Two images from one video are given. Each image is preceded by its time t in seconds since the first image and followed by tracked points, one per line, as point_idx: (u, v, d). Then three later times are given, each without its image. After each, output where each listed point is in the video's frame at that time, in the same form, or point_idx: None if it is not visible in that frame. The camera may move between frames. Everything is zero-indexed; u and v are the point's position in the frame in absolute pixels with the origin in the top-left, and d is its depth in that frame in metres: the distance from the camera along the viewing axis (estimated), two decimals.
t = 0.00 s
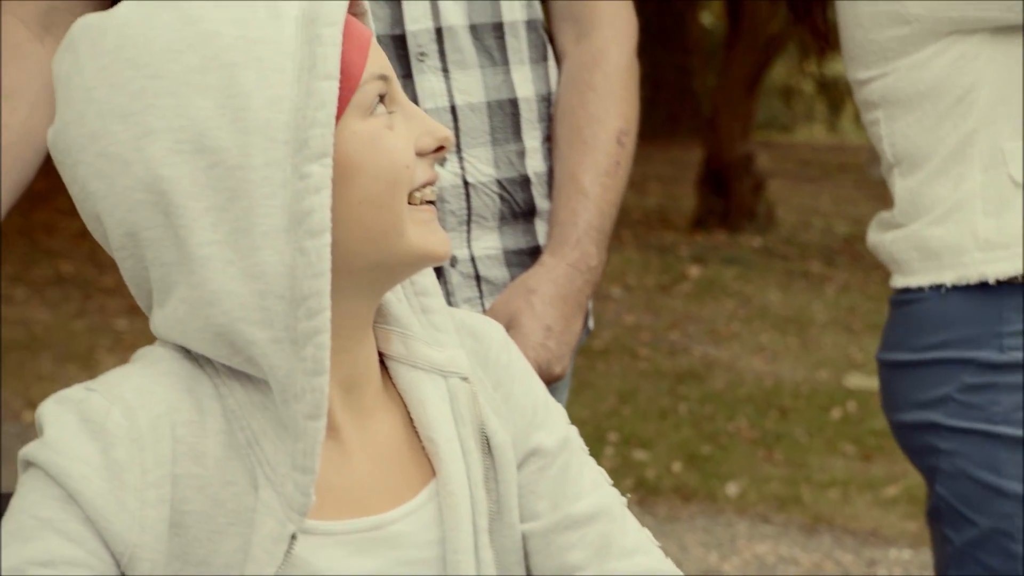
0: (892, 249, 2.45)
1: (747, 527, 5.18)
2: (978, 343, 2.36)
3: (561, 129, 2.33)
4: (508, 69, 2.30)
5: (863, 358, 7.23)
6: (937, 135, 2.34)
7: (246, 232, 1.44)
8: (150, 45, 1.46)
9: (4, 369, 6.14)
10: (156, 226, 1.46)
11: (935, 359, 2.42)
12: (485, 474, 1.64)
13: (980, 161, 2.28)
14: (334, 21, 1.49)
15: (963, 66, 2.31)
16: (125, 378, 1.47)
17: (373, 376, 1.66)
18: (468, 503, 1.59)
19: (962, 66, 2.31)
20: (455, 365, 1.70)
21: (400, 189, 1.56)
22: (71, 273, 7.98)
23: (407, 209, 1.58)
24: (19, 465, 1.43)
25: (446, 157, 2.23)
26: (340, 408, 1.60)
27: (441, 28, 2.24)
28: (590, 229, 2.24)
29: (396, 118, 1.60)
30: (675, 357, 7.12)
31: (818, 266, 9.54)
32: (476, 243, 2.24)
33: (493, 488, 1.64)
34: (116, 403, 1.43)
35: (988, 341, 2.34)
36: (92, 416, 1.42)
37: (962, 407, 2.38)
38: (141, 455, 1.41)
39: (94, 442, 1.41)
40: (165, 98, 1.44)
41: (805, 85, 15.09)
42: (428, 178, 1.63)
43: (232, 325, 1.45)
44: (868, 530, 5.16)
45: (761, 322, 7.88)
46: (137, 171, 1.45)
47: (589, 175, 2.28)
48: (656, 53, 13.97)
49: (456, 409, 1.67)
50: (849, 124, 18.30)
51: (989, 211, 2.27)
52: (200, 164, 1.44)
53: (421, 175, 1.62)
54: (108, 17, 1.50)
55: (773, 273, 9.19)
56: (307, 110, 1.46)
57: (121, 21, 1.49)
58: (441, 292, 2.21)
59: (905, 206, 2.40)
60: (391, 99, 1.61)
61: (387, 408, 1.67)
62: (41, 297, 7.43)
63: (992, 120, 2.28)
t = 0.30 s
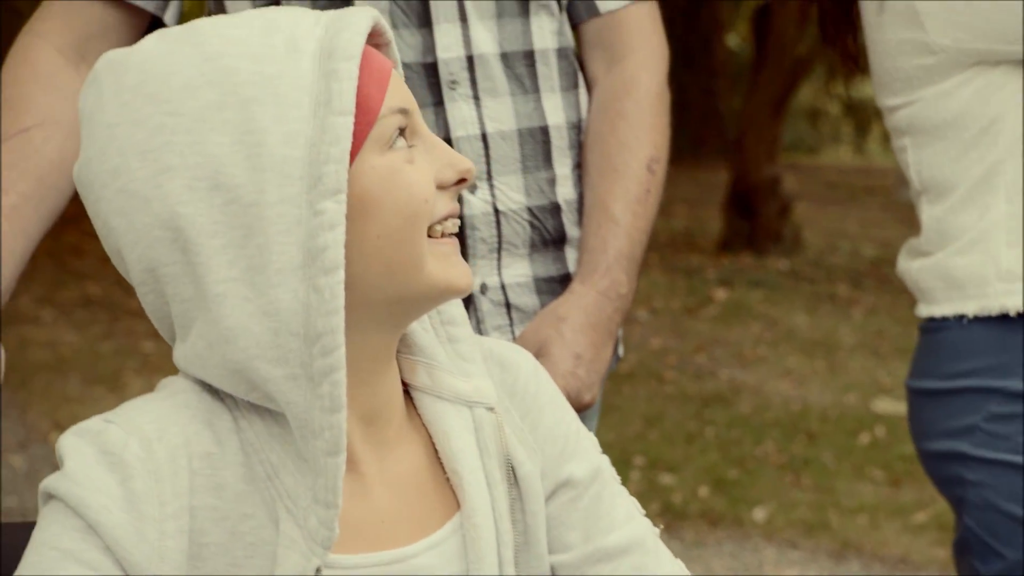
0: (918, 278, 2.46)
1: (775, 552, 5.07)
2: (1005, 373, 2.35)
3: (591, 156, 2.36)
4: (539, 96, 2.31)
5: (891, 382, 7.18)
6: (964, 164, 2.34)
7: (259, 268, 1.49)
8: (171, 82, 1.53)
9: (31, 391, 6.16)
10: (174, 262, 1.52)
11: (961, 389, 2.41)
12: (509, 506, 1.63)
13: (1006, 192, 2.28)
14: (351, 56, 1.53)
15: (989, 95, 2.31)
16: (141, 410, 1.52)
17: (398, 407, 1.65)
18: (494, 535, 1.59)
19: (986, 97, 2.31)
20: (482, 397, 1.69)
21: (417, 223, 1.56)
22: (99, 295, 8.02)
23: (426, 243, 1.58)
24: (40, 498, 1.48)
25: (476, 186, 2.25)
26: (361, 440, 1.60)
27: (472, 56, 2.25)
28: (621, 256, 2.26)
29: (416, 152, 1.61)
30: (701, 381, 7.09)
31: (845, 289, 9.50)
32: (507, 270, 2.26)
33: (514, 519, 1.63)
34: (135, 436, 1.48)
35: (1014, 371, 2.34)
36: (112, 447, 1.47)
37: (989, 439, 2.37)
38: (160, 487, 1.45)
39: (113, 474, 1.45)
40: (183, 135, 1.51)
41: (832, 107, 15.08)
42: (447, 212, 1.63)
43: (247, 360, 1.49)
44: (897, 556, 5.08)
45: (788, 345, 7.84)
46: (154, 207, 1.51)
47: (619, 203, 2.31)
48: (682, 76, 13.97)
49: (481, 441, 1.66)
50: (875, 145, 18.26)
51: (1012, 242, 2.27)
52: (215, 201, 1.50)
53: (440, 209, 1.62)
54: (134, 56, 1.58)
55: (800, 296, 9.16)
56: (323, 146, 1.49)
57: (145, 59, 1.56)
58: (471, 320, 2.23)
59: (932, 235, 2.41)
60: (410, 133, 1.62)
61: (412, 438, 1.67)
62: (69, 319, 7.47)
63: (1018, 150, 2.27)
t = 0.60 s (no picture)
0: (939, 297, 2.57)
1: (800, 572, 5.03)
2: None
3: (616, 178, 2.36)
4: (564, 117, 2.32)
5: (915, 402, 7.14)
6: (983, 188, 2.48)
7: (259, 296, 1.51)
8: (189, 109, 1.56)
9: (55, 408, 6.18)
10: (184, 286, 1.56)
11: (985, 412, 2.53)
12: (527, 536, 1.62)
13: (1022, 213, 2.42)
14: (364, 85, 1.55)
15: (1005, 119, 2.46)
16: (150, 431, 1.57)
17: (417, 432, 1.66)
18: (513, 560, 1.59)
19: (1001, 121, 2.46)
20: (506, 423, 1.68)
21: (431, 255, 1.57)
22: (122, 313, 8.05)
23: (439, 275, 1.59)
24: (52, 523, 1.54)
25: (501, 207, 2.26)
26: (376, 468, 1.62)
27: (498, 77, 2.27)
28: (645, 277, 2.26)
29: (433, 182, 1.62)
30: (724, 399, 7.07)
31: (868, 307, 9.46)
32: (531, 291, 2.28)
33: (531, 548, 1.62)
34: (144, 458, 1.53)
35: None
36: (122, 467, 1.51)
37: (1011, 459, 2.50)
38: (169, 509, 1.50)
39: (124, 494, 1.50)
40: (194, 161, 1.54)
41: (854, 124, 15.05)
42: (466, 243, 1.63)
43: (246, 386, 1.52)
44: None
45: (811, 363, 7.82)
46: (166, 232, 1.55)
47: (645, 224, 2.30)
48: (703, 94, 13.97)
49: (503, 467, 1.66)
50: (897, 162, 18.22)
51: None
52: (221, 227, 1.52)
53: (456, 241, 1.62)
54: (160, 78, 1.61)
55: (823, 314, 9.13)
56: (329, 177, 1.50)
57: (169, 84, 1.60)
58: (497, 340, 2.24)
59: (953, 255, 2.54)
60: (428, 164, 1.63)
61: (431, 463, 1.68)
62: (92, 337, 7.50)
63: None
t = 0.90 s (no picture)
0: (955, 320, 2.57)
1: None
2: None
3: (637, 192, 2.36)
4: (584, 131, 2.32)
5: (935, 416, 7.11)
6: (997, 207, 2.48)
7: (249, 303, 1.60)
8: (212, 119, 1.67)
9: (74, 420, 6.20)
10: (189, 292, 1.67)
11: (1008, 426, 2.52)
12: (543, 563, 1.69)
13: None
14: (373, 102, 1.63)
15: (1015, 139, 2.47)
16: (164, 442, 1.66)
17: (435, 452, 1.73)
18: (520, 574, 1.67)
19: (1011, 142, 2.47)
20: (526, 447, 1.74)
21: (431, 277, 1.63)
22: (142, 326, 8.08)
23: (439, 297, 1.64)
24: (70, 533, 1.63)
25: (521, 221, 2.27)
26: (391, 487, 1.68)
27: (519, 91, 2.27)
28: (666, 292, 2.25)
29: (444, 207, 1.68)
30: (743, 413, 7.05)
31: (888, 321, 9.43)
32: (551, 304, 2.28)
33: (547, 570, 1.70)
34: (159, 470, 1.62)
35: None
36: (137, 478, 1.61)
37: None
38: (183, 521, 1.60)
39: (140, 507, 1.60)
40: (207, 170, 1.64)
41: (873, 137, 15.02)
42: (472, 270, 1.67)
43: (233, 389, 1.62)
44: None
45: (830, 377, 7.80)
46: (177, 237, 1.66)
47: (665, 238, 2.30)
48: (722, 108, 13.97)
49: (518, 490, 1.72)
50: (916, 175, 18.18)
51: None
52: (223, 234, 1.62)
53: (464, 267, 1.67)
54: (198, 89, 1.72)
55: (843, 328, 9.10)
56: (321, 190, 1.58)
57: (205, 95, 1.70)
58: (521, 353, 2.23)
59: (971, 274, 2.54)
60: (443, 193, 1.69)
61: (446, 480, 1.74)
62: (112, 349, 7.53)
63: None
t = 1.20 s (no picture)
0: (975, 348, 2.63)
1: None
2: None
3: (657, 203, 2.36)
4: (604, 142, 2.32)
5: (954, 429, 7.08)
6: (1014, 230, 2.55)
7: (256, 303, 1.72)
8: (244, 128, 1.80)
9: (94, 429, 6.22)
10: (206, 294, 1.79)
11: None
12: None
13: None
14: (392, 112, 1.75)
15: None
16: (180, 451, 1.74)
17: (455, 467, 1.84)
18: None
19: None
20: (544, 466, 1.85)
21: (433, 290, 1.72)
22: (160, 334, 8.11)
23: (444, 312, 1.72)
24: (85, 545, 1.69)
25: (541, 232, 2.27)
26: (413, 503, 1.79)
27: (539, 102, 2.28)
28: (687, 304, 2.25)
29: (456, 224, 1.76)
30: (761, 425, 7.03)
31: (907, 333, 9.40)
32: (571, 315, 2.28)
33: None
34: (175, 481, 1.70)
35: None
36: (152, 488, 1.69)
37: None
38: (198, 530, 1.68)
39: (156, 519, 1.67)
40: (233, 175, 1.77)
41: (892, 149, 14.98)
42: (480, 286, 1.75)
43: (235, 382, 1.73)
44: None
45: (849, 389, 7.77)
46: (201, 241, 1.78)
47: (685, 248, 2.30)
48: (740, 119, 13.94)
49: (535, 510, 1.84)
50: (935, 187, 18.12)
51: None
52: (240, 237, 1.75)
53: (471, 282, 1.74)
54: (237, 101, 1.86)
55: (862, 340, 9.07)
56: (329, 197, 1.70)
57: (243, 106, 1.84)
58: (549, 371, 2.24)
59: (993, 298, 2.60)
60: (456, 205, 1.78)
61: (465, 495, 1.85)
62: (131, 359, 7.55)
63: None
